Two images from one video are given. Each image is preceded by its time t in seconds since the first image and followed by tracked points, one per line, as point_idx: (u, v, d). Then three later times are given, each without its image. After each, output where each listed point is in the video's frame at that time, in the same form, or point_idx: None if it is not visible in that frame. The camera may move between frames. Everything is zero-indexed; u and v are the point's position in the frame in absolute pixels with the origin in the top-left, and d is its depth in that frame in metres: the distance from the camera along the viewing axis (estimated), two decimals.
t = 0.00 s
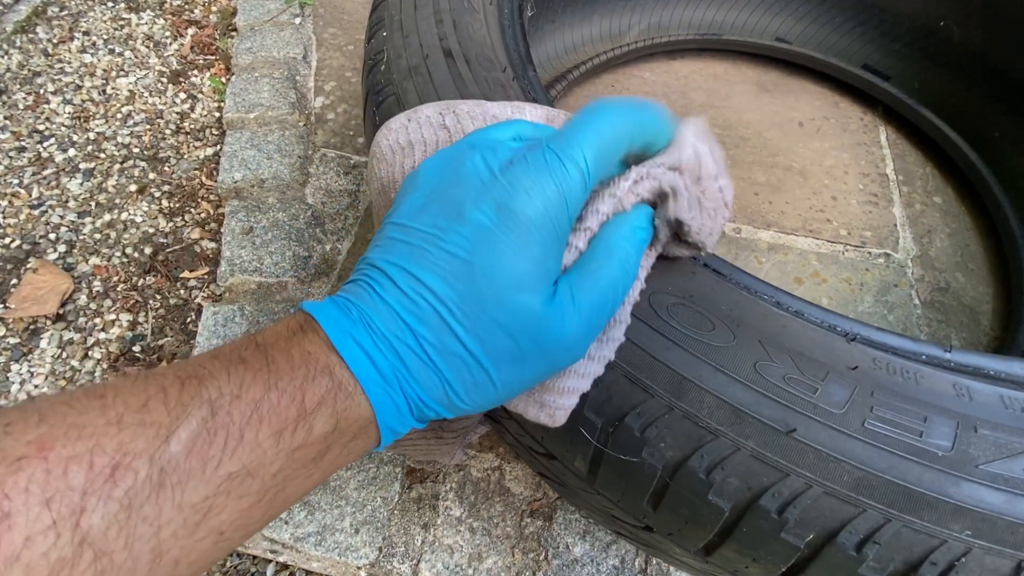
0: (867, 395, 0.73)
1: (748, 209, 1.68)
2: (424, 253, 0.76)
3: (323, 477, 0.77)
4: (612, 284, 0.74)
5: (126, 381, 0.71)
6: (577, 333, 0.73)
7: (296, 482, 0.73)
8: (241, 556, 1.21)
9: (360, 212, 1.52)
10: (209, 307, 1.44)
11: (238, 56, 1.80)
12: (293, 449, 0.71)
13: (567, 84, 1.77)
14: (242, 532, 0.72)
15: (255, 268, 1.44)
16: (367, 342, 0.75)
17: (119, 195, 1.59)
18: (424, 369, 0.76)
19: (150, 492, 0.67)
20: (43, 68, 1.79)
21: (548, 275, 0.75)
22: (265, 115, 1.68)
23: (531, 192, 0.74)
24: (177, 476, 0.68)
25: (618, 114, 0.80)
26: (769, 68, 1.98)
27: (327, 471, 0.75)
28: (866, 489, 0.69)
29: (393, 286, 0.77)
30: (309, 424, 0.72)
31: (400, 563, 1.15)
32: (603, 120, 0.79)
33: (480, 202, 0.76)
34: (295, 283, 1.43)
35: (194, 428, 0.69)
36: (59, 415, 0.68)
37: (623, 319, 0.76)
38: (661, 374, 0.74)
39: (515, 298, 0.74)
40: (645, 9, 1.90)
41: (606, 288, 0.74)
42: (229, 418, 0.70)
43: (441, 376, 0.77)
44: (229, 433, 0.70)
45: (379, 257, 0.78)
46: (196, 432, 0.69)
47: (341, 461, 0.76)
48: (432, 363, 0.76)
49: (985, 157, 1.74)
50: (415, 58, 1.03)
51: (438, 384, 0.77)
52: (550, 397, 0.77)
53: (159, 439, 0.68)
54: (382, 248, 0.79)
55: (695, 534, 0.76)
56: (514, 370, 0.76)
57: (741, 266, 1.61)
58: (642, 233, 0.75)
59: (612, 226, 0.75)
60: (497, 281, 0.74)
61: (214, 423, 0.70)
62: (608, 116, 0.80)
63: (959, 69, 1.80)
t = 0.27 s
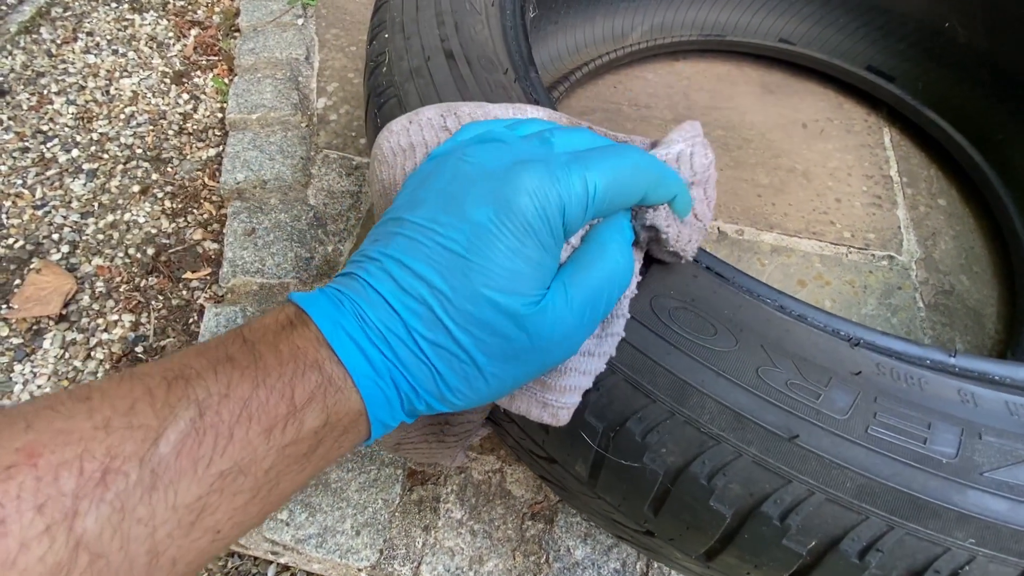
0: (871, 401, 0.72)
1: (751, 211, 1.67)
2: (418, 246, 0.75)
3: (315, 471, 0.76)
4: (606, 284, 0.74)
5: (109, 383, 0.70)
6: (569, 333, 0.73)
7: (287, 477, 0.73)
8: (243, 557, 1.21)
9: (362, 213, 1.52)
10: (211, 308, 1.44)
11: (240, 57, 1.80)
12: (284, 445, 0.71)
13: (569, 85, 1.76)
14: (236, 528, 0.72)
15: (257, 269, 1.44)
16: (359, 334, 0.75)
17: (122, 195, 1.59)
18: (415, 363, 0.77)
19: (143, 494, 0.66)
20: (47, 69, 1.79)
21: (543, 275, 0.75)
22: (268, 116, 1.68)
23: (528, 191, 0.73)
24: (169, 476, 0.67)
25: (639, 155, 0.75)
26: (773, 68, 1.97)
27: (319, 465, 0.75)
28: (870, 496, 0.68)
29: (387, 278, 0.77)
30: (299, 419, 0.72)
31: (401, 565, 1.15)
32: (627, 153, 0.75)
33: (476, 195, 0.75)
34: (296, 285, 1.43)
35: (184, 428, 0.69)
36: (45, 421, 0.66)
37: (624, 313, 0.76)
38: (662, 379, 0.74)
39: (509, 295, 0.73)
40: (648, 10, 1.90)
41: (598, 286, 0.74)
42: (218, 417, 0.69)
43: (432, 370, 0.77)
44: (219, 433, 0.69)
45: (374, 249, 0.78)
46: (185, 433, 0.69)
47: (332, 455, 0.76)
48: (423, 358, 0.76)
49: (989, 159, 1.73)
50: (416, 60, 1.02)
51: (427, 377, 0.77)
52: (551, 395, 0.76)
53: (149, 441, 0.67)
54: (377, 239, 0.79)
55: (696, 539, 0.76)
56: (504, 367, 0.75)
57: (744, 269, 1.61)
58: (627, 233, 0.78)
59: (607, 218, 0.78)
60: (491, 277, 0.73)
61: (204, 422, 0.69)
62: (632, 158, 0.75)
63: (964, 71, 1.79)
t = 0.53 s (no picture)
0: (886, 409, 0.71)
1: (759, 212, 1.66)
2: (411, 245, 0.76)
3: (305, 459, 0.76)
4: (600, 301, 0.73)
5: (102, 365, 0.69)
6: (556, 339, 0.74)
7: (277, 466, 0.73)
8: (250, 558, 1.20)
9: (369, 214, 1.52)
10: (218, 309, 1.44)
11: (247, 57, 1.80)
12: (275, 435, 0.71)
13: (577, 86, 1.75)
14: (227, 512, 0.72)
15: (264, 270, 1.44)
16: (347, 327, 0.75)
17: (129, 196, 1.59)
18: (400, 360, 0.76)
19: (139, 477, 0.66)
20: (56, 70, 1.79)
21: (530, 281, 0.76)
22: (275, 116, 1.67)
23: (515, 201, 0.76)
24: (165, 462, 0.67)
25: (632, 159, 0.77)
26: (781, 69, 1.96)
27: (307, 453, 0.75)
28: (885, 506, 0.68)
29: (376, 272, 0.76)
30: (291, 410, 0.71)
31: (407, 568, 1.14)
32: (615, 158, 0.77)
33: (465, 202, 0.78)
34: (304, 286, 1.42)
35: (177, 416, 0.68)
36: (41, 401, 0.65)
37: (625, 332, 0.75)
38: (674, 386, 0.73)
39: (495, 298, 0.75)
40: (655, 10, 1.89)
41: (588, 302, 0.73)
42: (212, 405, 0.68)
43: (415, 367, 0.77)
44: (213, 421, 0.68)
45: (365, 242, 0.78)
46: (180, 421, 0.68)
47: (321, 443, 0.76)
48: (408, 355, 0.76)
49: (1001, 160, 1.72)
50: (424, 63, 1.02)
51: (410, 373, 0.77)
52: (542, 402, 0.76)
53: (143, 427, 0.66)
54: (368, 233, 0.78)
55: (707, 547, 0.75)
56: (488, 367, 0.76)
57: (752, 270, 1.60)
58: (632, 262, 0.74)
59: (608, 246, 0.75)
60: (479, 280, 0.75)
61: (197, 411, 0.68)
62: (622, 157, 0.77)
63: (975, 71, 1.78)
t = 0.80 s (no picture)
0: (908, 421, 0.70)
1: (771, 214, 1.65)
2: (432, 259, 0.75)
3: (346, 471, 0.77)
4: (622, 304, 0.72)
5: (156, 383, 0.70)
6: (585, 347, 0.73)
7: (322, 478, 0.74)
8: (259, 560, 1.20)
9: (378, 217, 1.51)
10: (228, 311, 1.44)
11: (257, 59, 1.81)
12: (320, 447, 0.72)
13: (586, 87, 1.74)
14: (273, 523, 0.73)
15: (274, 272, 1.44)
16: (380, 345, 0.75)
17: (140, 197, 1.60)
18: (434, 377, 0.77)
19: (194, 486, 0.67)
20: (67, 71, 1.79)
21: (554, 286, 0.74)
22: (284, 118, 1.67)
23: (532, 201, 0.73)
24: (217, 472, 0.68)
25: (621, 135, 0.77)
26: (792, 69, 1.94)
27: (350, 466, 0.76)
28: (908, 519, 0.67)
29: (402, 291, 0.76)
30: (335, 423, 0.72)
31: (417, 571, 1.14)
32: (609, 138, 0.76)
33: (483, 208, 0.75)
34: (313, 288, 1.42)
35: (228, 430, 0.69)
36: (103, 417, 0.67)
37: (645, 329, 0.75)
38: (693, 397, 0.72)
39: (521, 310, 0.73)
40: (664, 11, 1.88)
41: (615, 302, 0.72)
42: (262, 419, 0.70)
43: (449, 384, 0.77)
44: (261, 433, 0.70)
45: (386, 259, 0.78)
46: (230, 433, 0.69)
47: (362, 456, 0.77)
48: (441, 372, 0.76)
49: (1015, 162, 1.70)
50: (438, 67, 1.01)
51: (445, 389, 0.78)
52: (562, 404, 0.75)
53: (198, 440, 0.68)
54: (388, 247, 0.78)
55: (724, 557, 0.75)
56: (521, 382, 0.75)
57: (764, 273, 1.59)
58: (651, 257, 0.74)
59: (628, 246, 0.73)
60: (503, 290, 0.73)
61: (247, 424, 0.70)
62: (616, 135, 0.76)
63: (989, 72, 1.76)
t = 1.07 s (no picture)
0: (921, 430, 0.70)
1: (777, 217, 1.64)
2: (439, 278, 0.75)
3: (365, 498, 0.76)
4: (632, 302, 0.72)
5: (170, 418, 0.72)
6: (601, 353, 0.72)
7: (338, 506, 0.73)
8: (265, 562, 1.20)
9: (383, 219, 1.51)
10: (233, 313, 1.43)
11: (262, 61, 1.81)
12: (332, 474, 0.71)
13: (591, 89, 1.74)
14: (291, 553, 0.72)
15: (279, 274, 1.44)
16: (391, 368, 0.75)
17: (146, 199, 1.60)
18: (451, 396, 0.76)
19: (203, 519, 0.67)
20: (73, 73, 1.80)
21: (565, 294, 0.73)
22: (289, 120, 1.67)
23: (538, 211, 0.72)
24: (226, 504, 0.68)
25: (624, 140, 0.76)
26: (798, 71, 1.94)
27: (367, 492, 0.75)
28: (921, 530, 0.66)
29: (412, 312, 0.76)
30: (347, 449, 0.71)
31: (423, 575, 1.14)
32: (611, 145, 0.76)
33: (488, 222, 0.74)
34: (318, 290, 1.42)
35: (237, 459, 0.69)
36: (115, 454, 0.68)
37: (655, 325, 0.75)
38: (703, 405, 0.72)
39: (534, 324, 0.72)
40: (670, 13, 1.87)
41: (629, 301, 0.72)
42: (272, 447, 0.70)
43: (467, 402, 0.77)
44: (271, 463, 0.69)
45: (394, 282, 0.77)
46: (240, 464, 0.69)
47: (380, 482, 0.76)
48: (458, 390, 0.76)
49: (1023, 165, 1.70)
50: (445, 72, 1.01)
51: (463, 408, 0.77)
52: (577, 406, 0.74)
53: (207, 471, 0.68)
54: (396, 270, 0.77)
55: (733, 566, 0.74)
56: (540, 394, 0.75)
57: (770, 276, 1.58)
58: (657, 249, 0.73)
59: (635, 240, 0.73)
60: (514, 304, 0.72)
61: (256, 453, 0.69)
62: (617, 142, 0.76)
63: (997, 73, 1.75)
